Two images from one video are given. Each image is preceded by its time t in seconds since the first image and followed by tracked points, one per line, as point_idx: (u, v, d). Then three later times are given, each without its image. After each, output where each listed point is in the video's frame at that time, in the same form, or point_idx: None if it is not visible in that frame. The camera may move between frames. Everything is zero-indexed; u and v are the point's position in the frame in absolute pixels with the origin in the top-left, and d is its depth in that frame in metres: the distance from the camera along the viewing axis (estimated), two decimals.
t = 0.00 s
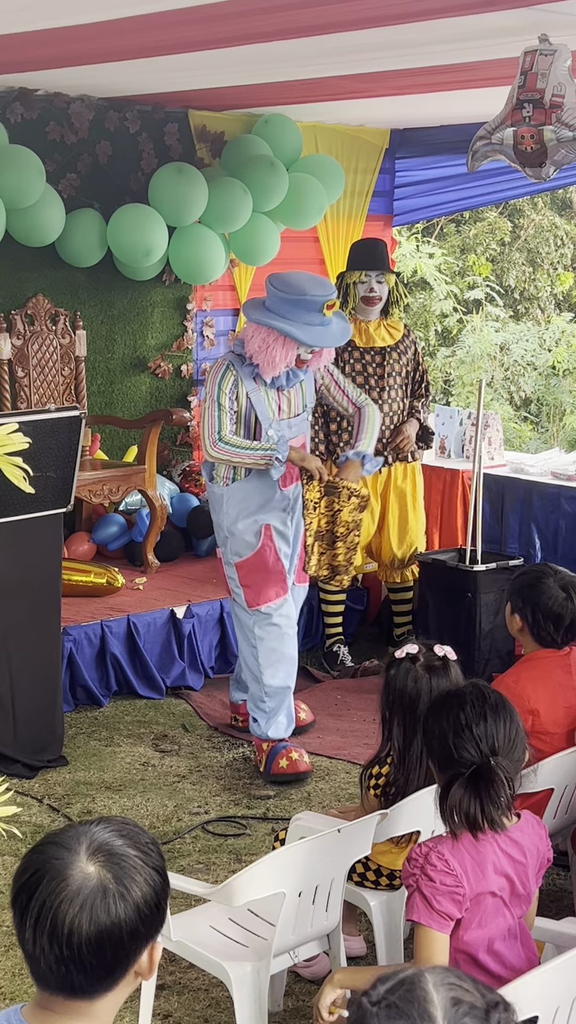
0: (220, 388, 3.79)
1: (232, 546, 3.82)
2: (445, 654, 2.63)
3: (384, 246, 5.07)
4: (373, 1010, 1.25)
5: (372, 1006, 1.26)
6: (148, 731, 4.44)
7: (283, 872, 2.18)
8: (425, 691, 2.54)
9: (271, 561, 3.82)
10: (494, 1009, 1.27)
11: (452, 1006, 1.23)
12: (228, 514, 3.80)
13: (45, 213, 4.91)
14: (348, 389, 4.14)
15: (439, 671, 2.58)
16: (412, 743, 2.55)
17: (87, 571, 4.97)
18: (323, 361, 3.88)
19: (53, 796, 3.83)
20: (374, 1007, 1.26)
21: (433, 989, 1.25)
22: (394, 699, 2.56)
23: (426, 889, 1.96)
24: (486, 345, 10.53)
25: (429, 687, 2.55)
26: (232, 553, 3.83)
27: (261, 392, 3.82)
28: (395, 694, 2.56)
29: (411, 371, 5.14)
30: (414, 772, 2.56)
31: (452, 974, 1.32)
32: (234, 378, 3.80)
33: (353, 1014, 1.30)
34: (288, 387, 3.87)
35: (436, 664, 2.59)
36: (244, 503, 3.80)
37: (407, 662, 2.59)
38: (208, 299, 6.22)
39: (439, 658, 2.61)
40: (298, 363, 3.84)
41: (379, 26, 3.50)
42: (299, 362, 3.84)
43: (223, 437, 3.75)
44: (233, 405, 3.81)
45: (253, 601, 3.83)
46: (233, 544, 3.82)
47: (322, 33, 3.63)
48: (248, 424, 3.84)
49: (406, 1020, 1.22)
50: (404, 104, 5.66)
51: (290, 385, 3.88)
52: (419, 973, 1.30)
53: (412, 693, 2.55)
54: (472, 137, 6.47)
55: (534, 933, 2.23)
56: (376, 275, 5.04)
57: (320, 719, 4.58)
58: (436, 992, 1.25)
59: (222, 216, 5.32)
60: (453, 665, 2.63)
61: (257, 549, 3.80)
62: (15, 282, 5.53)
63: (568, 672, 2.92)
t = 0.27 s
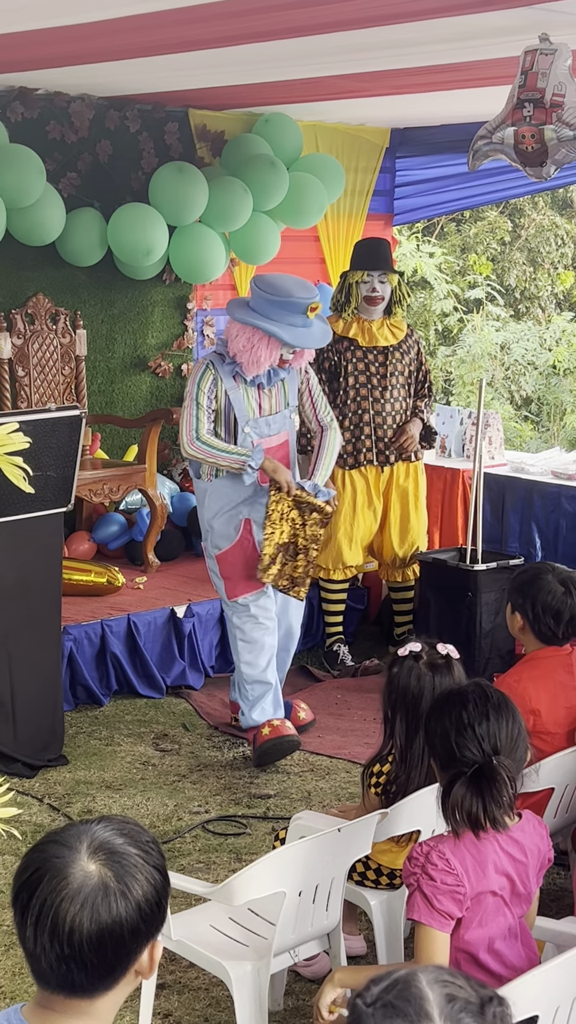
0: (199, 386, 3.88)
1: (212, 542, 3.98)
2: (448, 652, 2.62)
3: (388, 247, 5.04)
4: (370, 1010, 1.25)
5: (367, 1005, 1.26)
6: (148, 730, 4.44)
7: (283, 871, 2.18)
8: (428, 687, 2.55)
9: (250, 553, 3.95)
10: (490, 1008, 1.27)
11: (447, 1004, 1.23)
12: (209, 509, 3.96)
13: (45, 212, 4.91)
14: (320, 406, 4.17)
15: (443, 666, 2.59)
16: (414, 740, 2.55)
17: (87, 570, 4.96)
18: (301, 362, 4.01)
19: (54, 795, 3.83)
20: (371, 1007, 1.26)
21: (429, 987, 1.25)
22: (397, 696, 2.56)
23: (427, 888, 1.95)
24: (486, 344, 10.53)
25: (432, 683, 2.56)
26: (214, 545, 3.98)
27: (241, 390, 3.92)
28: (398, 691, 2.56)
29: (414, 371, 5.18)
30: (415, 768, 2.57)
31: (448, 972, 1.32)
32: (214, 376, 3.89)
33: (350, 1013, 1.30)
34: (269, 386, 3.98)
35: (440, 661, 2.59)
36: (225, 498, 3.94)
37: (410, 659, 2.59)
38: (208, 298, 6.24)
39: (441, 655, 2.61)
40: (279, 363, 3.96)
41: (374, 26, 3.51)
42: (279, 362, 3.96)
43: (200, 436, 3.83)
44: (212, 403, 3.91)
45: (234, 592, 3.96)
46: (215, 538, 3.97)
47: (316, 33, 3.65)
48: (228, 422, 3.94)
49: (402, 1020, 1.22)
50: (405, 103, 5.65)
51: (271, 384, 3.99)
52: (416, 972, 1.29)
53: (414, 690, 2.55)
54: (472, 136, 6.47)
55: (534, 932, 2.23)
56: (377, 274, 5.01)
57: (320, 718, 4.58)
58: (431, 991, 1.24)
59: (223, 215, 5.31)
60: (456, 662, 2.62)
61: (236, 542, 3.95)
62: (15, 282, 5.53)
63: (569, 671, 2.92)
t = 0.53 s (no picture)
0: (184, 380, 3.89)
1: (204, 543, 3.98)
2: (449, 650, 2.63)
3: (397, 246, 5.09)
4: (370, 1009, 1.25)
5: (367, 1005, 1.26)
6: (149, 728, 4.44)
7: (284, 869, 2.18)
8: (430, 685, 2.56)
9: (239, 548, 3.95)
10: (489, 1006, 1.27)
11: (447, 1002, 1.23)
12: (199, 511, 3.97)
13: (46, 211, 4.91)
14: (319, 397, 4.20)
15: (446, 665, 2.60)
16: (416, 738, 2.56)
17: (88, 568, 4.96)
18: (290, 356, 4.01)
19: (54, 793, 3.83)
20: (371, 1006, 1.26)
21: (428, 985, 1.25)
22: (400, 695, 2.57)
23: (427, 887, 1.95)
24: (487, 342, 10.53)
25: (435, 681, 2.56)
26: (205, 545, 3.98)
27: (231, 385, 3.92)
28: (401, 689, 2.57)
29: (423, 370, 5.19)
30: (417, 766, 2.57)
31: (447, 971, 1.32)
32: (200, 371, 3.90)
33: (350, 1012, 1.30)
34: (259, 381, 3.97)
35: (442, 660, 2.60)
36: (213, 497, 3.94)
37: (412, 658, 2.59)
38: (208, 297, 6.28)
39: (444, 654, 2.61)
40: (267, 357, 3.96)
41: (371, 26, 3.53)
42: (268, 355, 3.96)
43: (176, 428, 3.84)
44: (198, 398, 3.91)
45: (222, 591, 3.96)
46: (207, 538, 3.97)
47: (309, 33, 3.67)
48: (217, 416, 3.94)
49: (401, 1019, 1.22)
50: (406, 102, 5.65)
51: (262, 379, 3.98)
52: (416, 971, 1.30)
53: (417, 688, 2.56)
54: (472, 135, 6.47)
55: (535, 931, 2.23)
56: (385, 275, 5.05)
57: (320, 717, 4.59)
58: (430, 990, 1.25)
59: (223, 214, 5.31)
60: (458, 661, 2.63)
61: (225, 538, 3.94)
62: (15, 280, 5.53)
63: (568, 670, 2.93)
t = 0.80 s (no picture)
0: (185, 377, 3.80)
1: (208, 542, 3.81)
2: (449, 650, 2.64)
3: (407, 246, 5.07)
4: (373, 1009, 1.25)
5: (370, 1006, 1.26)
6: (149, 727, 4.44)
7: (285, 867, 2.18)
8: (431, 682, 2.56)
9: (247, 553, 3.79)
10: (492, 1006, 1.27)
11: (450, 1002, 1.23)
12: (205, 507, 3.78)
13: (45, 209, 4.91)
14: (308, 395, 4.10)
15: (447, 664, 2.61)
16: (417, 737, 2.55)
17: (88, 566, 4.96)
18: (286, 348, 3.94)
19: (55, 792, 3.83)
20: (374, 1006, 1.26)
21: (432, 985, 1.25)
22: (400, 693, 2.56)
23: (426, 887, 1.95)
24: (487, 340, 10.55)
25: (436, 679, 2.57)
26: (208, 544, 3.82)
27: (230, 380, 3.85)
28: (401, 687, 2.56)
29: (433, 370, 5.15)
30: (418, 766, 2.56)
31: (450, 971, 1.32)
32: (199, 367, 3.82)
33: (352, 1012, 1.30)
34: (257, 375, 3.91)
35: (442, 659, 2.61)
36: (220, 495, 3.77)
37: (412, 657, 2.60)
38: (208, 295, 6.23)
39: (444, 653, 2.62)
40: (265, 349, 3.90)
41: (361, 26, 3.55)
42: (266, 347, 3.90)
43: (181, 429, 3.76)
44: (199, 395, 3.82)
45: (228, 593, 3.83)
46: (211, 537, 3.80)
47: (305, 33, 3.67)
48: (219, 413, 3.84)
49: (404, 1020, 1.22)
50: (406, 100, 5.65)
51: (259, 373, 3.92)
52: (418, 971, 1.30)
53: (418, 687, 2.56)
54: (472, 133, 6.47)
55: (535, 929, 2.23)
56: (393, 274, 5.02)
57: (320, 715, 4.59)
58: (433, 990, 1.24)
59: (223, 212, 5.30)
60: (459, 660, 2.64)
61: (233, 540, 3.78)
62: (15, 279, 5.53)
63: (567, 668, 2.93)
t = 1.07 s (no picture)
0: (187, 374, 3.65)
1: (213, 547, 3.68)
2: (449, 648, 2.64)
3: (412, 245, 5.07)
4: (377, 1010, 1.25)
5: (375, 1006, 1.26)
6: (149, 725, 4.44)
7: (285, 866, 2.18)
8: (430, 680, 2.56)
9: (253, 560, 3.72)
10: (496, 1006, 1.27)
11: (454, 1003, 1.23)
12: (212, 511, 3.66)
13: (45, 208, 4.91)
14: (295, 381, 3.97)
15: (445, 662, 2.61)
16: (416, 736, 2.55)
17: (88, 564, 4.96)
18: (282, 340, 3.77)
19: (55, 790, 3.84)
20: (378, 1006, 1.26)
21: (436, 986, 1.25)
22: (400, 692, 2.57)
23: (425, 885, 1.95)
24: (487, 339, 10.51)
25: (434, 678, 2.57)
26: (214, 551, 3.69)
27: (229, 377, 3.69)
28: (401, 686, 2.57)
29: (439, 370, 5.11)
30: (418, 765, 2.56)
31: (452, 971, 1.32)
32: (199, 365, 3.66)
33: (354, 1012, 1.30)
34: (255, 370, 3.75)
35: (440, 657, 2.61)
36: (228, 500, 3.67)
37: (411, 656, 2.60)
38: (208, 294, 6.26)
39: (443, 652, 2.63)
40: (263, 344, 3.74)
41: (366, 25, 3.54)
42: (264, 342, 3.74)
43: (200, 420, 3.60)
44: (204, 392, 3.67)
45: (232, 602, 3.72)
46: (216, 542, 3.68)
47: (305, 32, 3.68)
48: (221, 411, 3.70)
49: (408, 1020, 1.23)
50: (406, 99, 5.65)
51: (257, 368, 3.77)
52: (421, 971, 1.30)
53: (417, 686, 2.56)
54: (472, 132, 6.47)
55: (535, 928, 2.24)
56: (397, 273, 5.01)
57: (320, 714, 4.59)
58: (438, 990, 1.25)
59: (223, 211, 5.31)
60: (457, 658, 2.64)
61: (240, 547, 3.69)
62: (15, 278, 5.52)
63: (565, 666, 2.93)
